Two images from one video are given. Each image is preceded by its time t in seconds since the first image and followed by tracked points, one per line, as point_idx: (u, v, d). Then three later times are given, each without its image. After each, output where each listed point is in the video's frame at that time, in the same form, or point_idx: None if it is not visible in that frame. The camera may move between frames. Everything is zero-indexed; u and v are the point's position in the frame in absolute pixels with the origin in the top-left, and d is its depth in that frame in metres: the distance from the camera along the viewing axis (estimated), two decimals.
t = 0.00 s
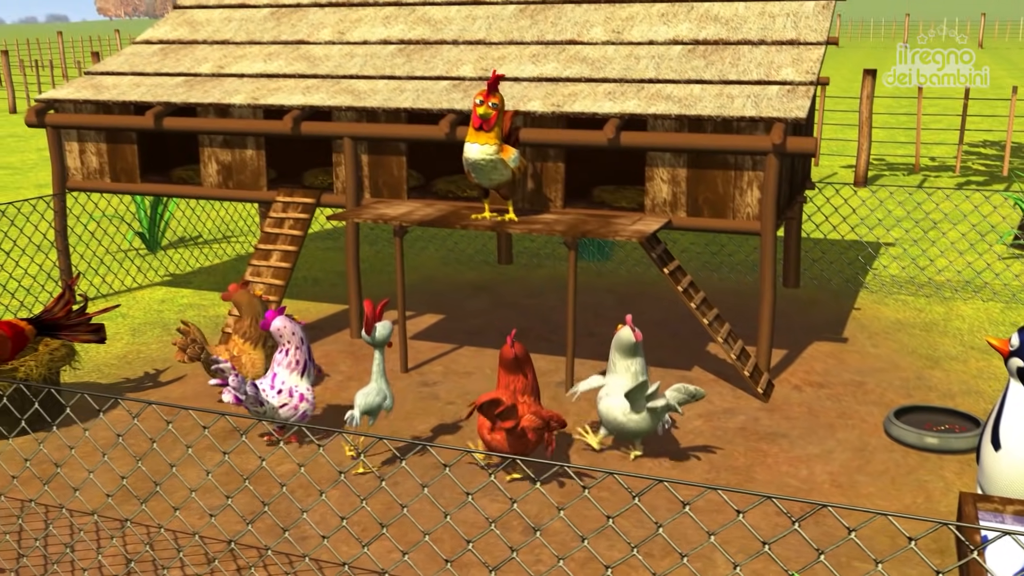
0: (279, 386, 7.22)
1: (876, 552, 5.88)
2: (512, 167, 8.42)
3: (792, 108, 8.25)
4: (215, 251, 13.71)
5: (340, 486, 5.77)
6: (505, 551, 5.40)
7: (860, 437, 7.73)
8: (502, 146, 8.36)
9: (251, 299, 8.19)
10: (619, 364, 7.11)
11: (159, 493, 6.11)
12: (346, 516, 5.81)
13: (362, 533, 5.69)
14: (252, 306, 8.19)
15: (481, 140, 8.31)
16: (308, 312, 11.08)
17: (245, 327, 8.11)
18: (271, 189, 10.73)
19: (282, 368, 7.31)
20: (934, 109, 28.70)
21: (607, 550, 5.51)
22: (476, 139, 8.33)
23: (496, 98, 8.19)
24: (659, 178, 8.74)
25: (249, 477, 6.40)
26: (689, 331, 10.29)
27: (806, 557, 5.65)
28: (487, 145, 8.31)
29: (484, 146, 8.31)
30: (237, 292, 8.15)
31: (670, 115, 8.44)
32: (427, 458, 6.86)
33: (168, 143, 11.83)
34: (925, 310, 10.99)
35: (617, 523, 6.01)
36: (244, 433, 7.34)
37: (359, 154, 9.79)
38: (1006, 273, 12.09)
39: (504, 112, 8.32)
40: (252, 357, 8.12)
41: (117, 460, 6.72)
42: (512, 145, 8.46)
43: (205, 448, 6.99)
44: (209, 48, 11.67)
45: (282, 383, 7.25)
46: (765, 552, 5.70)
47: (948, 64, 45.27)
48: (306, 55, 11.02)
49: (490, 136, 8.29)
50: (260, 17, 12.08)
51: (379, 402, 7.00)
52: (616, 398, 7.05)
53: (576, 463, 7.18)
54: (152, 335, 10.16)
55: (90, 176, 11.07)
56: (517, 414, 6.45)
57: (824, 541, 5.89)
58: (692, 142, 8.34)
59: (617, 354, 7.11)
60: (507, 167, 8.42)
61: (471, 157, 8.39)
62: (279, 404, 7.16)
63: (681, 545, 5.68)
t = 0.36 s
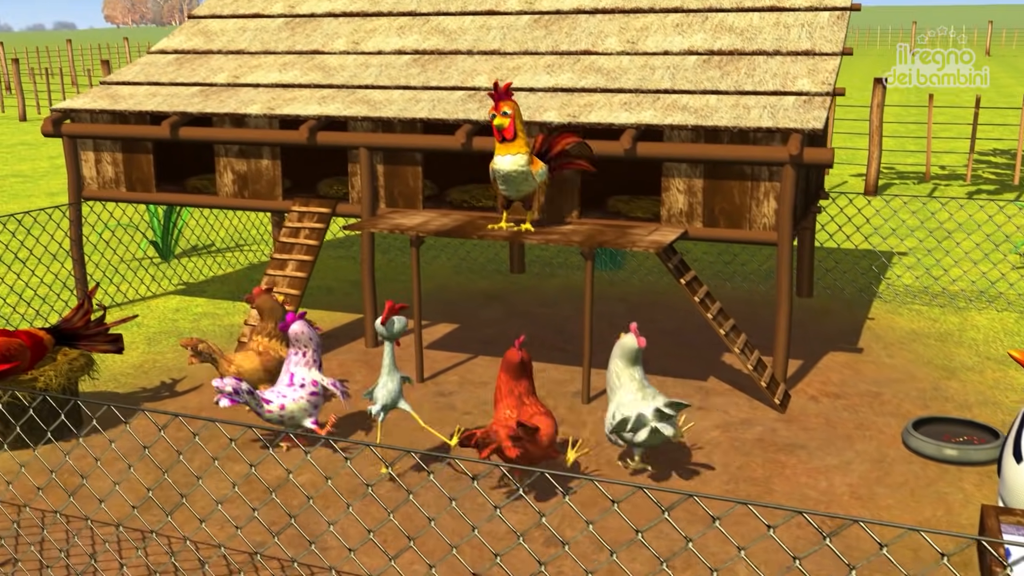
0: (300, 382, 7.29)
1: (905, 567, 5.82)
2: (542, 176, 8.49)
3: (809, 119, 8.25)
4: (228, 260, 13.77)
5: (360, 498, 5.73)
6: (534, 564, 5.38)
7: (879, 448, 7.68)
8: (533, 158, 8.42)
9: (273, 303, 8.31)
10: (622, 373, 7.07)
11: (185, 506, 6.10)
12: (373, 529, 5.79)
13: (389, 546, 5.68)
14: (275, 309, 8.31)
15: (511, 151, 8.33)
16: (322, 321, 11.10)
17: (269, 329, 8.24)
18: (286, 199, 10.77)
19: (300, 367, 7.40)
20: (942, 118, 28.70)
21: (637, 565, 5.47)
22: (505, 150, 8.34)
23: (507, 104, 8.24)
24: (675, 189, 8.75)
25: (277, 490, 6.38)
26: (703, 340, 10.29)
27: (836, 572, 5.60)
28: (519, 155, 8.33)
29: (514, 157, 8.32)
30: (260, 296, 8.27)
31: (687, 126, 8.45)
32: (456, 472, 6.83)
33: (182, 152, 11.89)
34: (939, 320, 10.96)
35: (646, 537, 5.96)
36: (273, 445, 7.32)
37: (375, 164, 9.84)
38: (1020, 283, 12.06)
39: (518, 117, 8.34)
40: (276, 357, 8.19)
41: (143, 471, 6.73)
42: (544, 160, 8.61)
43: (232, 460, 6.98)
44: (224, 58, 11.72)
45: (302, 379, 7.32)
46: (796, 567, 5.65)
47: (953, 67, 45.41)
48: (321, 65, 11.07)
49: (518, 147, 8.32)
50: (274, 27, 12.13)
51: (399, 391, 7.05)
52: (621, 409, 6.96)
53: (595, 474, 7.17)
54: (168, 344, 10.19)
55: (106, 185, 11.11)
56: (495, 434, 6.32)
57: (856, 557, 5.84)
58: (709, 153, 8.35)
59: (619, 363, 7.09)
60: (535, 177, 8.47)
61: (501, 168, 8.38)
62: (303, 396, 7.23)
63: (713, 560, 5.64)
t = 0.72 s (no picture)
0: (313, 407, 7.23)
1: None
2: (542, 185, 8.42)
3: (823, 128, 8.21)
4: (236, 268, 13.76)
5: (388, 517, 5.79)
6: None
7: (895, 459, 7.61)
8: (533, 165, 8.35)
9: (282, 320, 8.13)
10: (647, 389, 7.04)
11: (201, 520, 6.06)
12: (392, 544, 5.74)
13: (408, 562, 5.63)
14: (282, 326, 8.15)
15: (511, 159, 8.28)
16: (331, 330, 11.07)
17: (275, 347, 8.09)
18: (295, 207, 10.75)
19: (315, 390, 7.31)
20: (949, 125, 28.67)
21: None
22: (506, 158, 8.30)
23: (524, 117, 8.18)
24: (688, 198, 8.70)
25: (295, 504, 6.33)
26: (715, 349, 10.23)
27: None
28: (518, 164, 8.29)
29: (513, 165, 8.28)
30: (269, 311, 8.11)
31: (700, 134, 8.40)
32: (476, 485, 6.77)
33: (191, 161, 11.88)
34: (952, 329, 10.89)
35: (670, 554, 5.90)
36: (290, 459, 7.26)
37: (385, 172, 9.82)
38: None
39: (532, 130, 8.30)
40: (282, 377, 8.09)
41: (158, 484, 6.69)
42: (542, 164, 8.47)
43: (249, 474, 6.93)
44: (234, 66, 11.72)
45: (315, 404, 7.26)
46: None
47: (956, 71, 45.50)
48: (331, 73, 11.05)
49: (519, 155, 8.26)
50: (284, 35, 12.13)
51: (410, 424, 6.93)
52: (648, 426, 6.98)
53: (610, 486, 7.11)
54: (177, 353, 10.17)
55: (115, 194, 11.10)
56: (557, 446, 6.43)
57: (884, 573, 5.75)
58: (722, 162, 8.30)
59: (645, 379, 7.05)
60: (536, 185, 8.40)
61: (501, 176, 8.35)
62: (315, 424, 7.19)
63: None
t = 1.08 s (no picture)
0: (316, 413, 7.12)
1: None
2: (562, 193, 8.31)
3: (837, 135, 8.10)
4: (240, 276, 13.68)
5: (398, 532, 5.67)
6: None
7: (912, 472, 7.49)
8: (552, 173, 8.25)
9: (290, 324, 8.18)
10: (654, 400, 6.87)
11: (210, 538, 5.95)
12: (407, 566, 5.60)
13: None
14: (291, 329, 8.18)
15: (530, 165, 8.17)
16: (338, 339, 10.98)
17: (284, 350, 8.09)
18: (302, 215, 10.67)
19: (319, 395, 7.22)
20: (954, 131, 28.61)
21: None
22: (524, 165, 8.20)
23: (531, 121, 8.07)
24: (700, 207, 8.59)
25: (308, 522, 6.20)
26: (726, 358, 10.11)
27: None
28: (538, 171, 8.18)
29: (533, 172, 8.18)
30: (277, 316, 8.16)
31: (712, 142, 8.30)
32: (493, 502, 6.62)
33: (197, 168, 11.80)
34: (965, 338, 10.77)
35: None
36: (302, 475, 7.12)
37: (393, 180, 9.73)
38: None
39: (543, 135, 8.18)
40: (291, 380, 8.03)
41: (166, 501, 6.57)
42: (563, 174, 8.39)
43: (259, 490, 6.80)
44: (239, 73, 11.64)
45: (319, 409, 7.15)
46: None
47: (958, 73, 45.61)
48: (338, 79, 10.97)
49: (538, 161, 8.16)
50: (290, 41, 12.06)
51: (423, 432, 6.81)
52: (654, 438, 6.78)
53: (623, 500, 6.99)
54: (183, 362, 10.08)
55: (120, 201, 11.00)
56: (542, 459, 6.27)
57: None
58: (735, 170, 8.20)
59: (651, 390, 6.88)
60: (555, 193, 8.32)
61: (520, 183, 8.25)
62: (317, 428, 7.07)
63: None
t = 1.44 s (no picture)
0: (326, 426, 7.01)
1: None
2: (570, 199, 8.18)
3: (849, 141, 7.96)
4: (243, 283, 13.57)
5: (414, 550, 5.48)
6: None
7: (928, 485, 7.33)
8: (560, 179, 8.12)
9: (292, 336, 7.96)
10: (670, 412, 6.75)
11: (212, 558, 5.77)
12: None
13: None
14: (296, 342, 7.98)
15: (538, 172, 8.04)
16: (341, 347, 10.85)
17: (288, 364, 7.90)
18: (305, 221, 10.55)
19: (325, 410, 7.08)
20: (959, 136, 28.49)
21: None
22: (533, 171, 8.06)
23: (543, 127, 7.92)
24: (710, 214, 8.45)
25: (314, 543, 6.03)
26: (735, 367, 9.97)
27: None
28: (546, 177, 8.04)
29: (542, 178, 8.04)
30: (280, 328, 7.90)
31: (723, 148, 8.16)
32: (504, 523, 6.44)
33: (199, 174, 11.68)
34: (977, 347, 10.61)
35: None
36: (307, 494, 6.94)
37: (398, 186, 9.61)
38: None
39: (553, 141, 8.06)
40: (297, 395, 7.89)
41: (168, 519, 6.40)
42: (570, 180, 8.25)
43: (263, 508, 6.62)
44: (242, 78, 11.52)
45: (327, 423, 7.04)
46: None
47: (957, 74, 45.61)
48: (342, 84, 10.86)
49: (546, 168, 8.03)
50: (293, 46, 11.94)
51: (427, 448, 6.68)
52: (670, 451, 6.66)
53: (633, 514, 6.83)
54: (184, 371, 9.96)
55: (121, 208, 10.88)
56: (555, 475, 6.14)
57: None
58: (746, 177, 8.06)
59: (667, 402, 6.76)
60: (563, 200, 8.19)
61: (528, 189, 8.11)
62: (331, 442, 6.94)
63: None
